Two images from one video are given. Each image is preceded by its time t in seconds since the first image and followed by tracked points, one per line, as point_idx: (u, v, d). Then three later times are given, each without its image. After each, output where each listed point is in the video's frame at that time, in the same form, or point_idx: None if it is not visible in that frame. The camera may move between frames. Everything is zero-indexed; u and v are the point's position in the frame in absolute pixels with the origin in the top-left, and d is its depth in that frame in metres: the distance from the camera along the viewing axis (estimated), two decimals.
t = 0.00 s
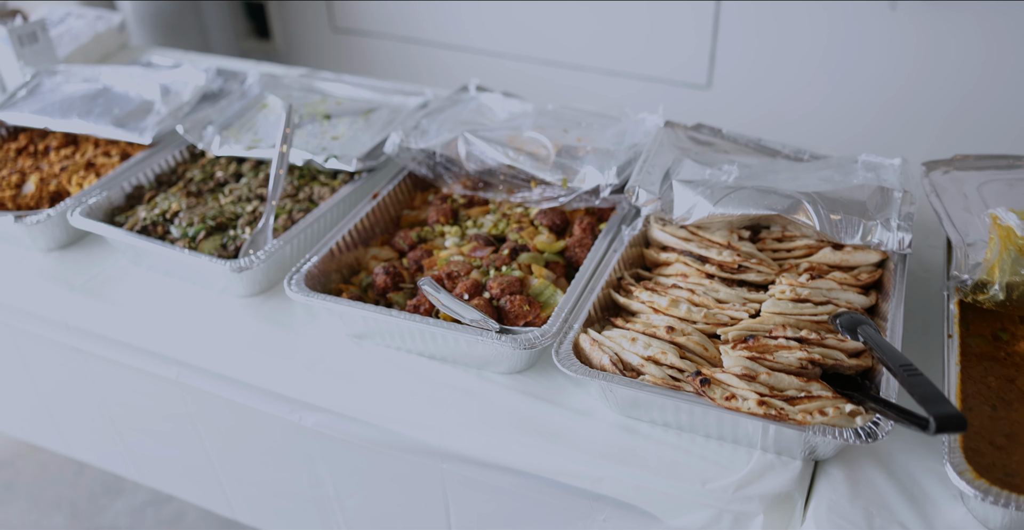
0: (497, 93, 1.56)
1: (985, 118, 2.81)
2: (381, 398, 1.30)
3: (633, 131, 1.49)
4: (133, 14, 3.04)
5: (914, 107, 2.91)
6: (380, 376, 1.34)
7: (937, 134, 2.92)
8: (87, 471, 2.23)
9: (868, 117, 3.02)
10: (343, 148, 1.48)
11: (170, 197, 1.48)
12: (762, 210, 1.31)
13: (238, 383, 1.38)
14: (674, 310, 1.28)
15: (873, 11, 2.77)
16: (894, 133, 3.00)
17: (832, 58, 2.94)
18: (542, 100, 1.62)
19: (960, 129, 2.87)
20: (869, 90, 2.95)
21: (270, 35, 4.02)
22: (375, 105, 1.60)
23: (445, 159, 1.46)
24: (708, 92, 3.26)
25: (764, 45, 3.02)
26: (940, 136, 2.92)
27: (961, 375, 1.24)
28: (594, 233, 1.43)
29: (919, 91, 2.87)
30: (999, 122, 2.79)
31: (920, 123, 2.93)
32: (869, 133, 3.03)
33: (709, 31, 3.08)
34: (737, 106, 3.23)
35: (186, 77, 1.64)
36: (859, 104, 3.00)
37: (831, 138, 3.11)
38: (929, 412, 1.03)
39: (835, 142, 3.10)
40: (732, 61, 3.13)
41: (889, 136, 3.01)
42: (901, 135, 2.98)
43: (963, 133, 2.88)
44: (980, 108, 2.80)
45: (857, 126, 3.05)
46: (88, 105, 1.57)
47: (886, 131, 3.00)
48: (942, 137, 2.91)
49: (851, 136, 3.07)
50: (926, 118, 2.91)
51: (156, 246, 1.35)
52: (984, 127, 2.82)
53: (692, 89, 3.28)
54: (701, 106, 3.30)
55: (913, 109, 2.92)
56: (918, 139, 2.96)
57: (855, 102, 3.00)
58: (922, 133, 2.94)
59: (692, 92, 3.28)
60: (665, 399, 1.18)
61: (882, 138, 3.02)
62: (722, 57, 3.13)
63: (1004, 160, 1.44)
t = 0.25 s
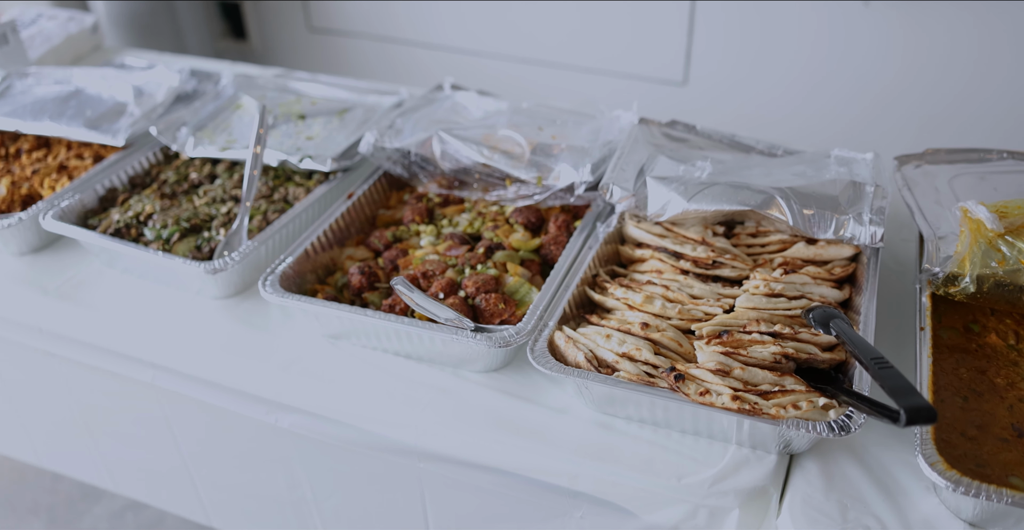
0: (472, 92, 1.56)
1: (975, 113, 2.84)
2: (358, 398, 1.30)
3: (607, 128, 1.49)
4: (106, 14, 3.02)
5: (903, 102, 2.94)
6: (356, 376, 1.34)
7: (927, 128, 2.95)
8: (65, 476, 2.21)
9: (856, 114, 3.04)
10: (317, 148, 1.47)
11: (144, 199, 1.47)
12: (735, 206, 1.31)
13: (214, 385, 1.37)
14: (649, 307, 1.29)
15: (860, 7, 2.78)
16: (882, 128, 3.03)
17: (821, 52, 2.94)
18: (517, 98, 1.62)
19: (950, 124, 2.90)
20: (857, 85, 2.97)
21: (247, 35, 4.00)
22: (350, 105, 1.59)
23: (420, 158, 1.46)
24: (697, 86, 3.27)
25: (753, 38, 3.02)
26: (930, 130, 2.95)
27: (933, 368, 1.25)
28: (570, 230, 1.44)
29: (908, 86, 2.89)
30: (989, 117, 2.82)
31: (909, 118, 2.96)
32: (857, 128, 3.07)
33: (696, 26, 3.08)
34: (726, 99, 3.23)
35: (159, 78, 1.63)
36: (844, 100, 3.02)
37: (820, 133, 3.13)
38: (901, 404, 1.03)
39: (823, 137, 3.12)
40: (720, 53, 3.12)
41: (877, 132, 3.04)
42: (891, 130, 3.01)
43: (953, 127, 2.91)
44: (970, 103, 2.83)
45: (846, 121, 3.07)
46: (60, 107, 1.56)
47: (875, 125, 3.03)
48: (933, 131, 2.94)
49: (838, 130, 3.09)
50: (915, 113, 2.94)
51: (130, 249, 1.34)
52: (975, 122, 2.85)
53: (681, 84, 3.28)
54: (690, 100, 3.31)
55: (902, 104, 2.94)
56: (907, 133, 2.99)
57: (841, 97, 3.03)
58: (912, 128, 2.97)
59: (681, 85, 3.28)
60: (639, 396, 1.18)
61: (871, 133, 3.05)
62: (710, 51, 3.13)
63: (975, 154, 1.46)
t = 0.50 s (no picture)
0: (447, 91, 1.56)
1: (967, 109, 2.87)
2: (334, 398, 1.30)
3: (583, 126, 1.50)
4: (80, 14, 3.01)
5: (893, 98, 2.96)
6: (333, 376, 1.33)
7: (917, 123, 2.98)
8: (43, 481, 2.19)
9: (845, 104, 3.06)
10: (292, 148, 1.47)
11: (118, 201, 1.46)
12: (709, 202, 1.32)
13: (189, 388, 1.36)
14: (624, 304, 1.29)
15: (847, 4, 2.81)
16: (872, 122, 3.05)
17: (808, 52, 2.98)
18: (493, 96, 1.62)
19: (941, 120, 2.93)
20: (845, 81, 2.99)
21: (224, 35, 3.99)
22: (325, 105, 1.59)
23: (396, 158, 1.46)
24: (682, 85, 3.29)
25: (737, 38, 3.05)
26: (921, 126, 2.98)
27: (906, 361, 1.26)
28: (546, 228, 1.44)
29: (899, 83, 2.92)
30: (980, 113, 2.85)
31: (898, 113, 2.99)
32: (845, 122, 3.09)
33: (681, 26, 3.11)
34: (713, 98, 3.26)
35: (133, 79, 1.63)
36: (830, 95, 3.05)
37: (809, 127, 3.15)
38: (872, 398, 1.04)
39: (812, 131, 3.15)
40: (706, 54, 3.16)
41: (868, 123, 3.06)
42: (881, 123, 3.04)
43: (944, 123, 2.94)
44: (961, 99, 2.86)
45: (834, 113, 3.10)
46: (32, 109, 1.54)
47: (865, 119, 3.06)
48: (924, 127, 2.97)
49: (826, 124, 3.13)
50: (904, 109, 2.97)
51: (104, 252, 1.33)
52: (966, 118, 2.88)
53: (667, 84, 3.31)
54: (676, 99, 3.34)
55: (892, 99, 2.97)
56: (897, 129, 3.02)
57: (827, 94, 3.06)
58: (901, 123, 3.00)
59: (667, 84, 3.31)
60: (614, 392, 1.18)
61: (861, 127, 3.08)
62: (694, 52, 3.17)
63: (947, 149, 1.46)
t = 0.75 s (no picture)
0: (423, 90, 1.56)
1: (959, 102, 2.86)
2: (312, 400, 1.29)
3: (560, 124, 1.50)
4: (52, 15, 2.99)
5: (883, 92, 2.96)
6: (311, 378, 1.33)
7: (910, 117, 2.97)
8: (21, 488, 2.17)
9: (830, 99, 3.05)
10: (268, 149, 1.46)
11: (92, 204, 1.45)
12: (684, 199, 1.32)
13: (166, 392, 1.35)
14: (601, 302, 1.28)
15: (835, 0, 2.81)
16: (860, 116, 3.05)
17: (800, 41, 2.95)
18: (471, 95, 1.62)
19: (932, 115, 2.93)
20: (832, 76, 2.99)
21: (200, 36, 3.97)
22: (302, 106, 1.59)
23: (373, 158, 1.45)
24: (666, 79, 3.28)
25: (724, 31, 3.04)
26: (913, 120, 2.97)
27: (882, 355, 1.27)
28: (523, 227, 1.45)
29: (890, 77, 2.91)
30: (973, 106, 2.84)
31: (889, 107, 2.98)
32: (834, 117, 3.09)
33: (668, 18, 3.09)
34: (698, 93, 3.26)
35: (108, 81, 1.62)
36: (812, 92, 3.05)
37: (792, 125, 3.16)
38: (846, 392, 1.05)
39: (794, 128, 3.16)
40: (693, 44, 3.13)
41: (855, 119, 3.06)
42: (871, 117, 3.03)
43: (936, 116, 2.93)
44: (953, 92, 2.85)
45: (815, 110, 3.10)
46: (5, 113, 1.53)
47: (852, 115, 3.06)
48: (916, 120, 2.96)
49: (809, 121, 3.13)
50: (896, 102, 2.96)
51: (79, 256, 1.31)
52: (959, 111, 2.87)
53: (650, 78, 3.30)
54: (660, 93, 3.33)
55: (882, 94, 2.96)
56: (888, 123, 3.01)
57: (813, 91, 3.06)
58: (891, 117, 3.00)
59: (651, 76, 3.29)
60: (591, 391, 1.18)
61: (849, 123, 3.08)
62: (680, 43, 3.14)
63: (921, 143, 1.48)
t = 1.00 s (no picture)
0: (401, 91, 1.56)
1: (948, 99, 2.95)
2: (290, 402, 1.29)
3: (537, 123, 1.50)
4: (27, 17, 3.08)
5: (865, 92, 3.06)
6: (288, 380, 1.32)
7: (900, 114, 3.05)
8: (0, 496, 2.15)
9: (819, 97, 3.13)
10: (245, 151, 1.46)
11: (68, 208, 1.44)
12: (661, 197, 1.32)
13: (145, 396, 1.36)
14: (579, 300, 1.29)
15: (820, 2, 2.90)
16: (849, 111, 3.13)
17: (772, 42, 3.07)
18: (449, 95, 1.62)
19: (912, 113, 3.03)
20: (822, 72, 3.07)
21: (178, 38, 4.02)
22: (279, 107, 1.59)
23: (350, 159, 1.45)
24: (652, 79, 3.36)
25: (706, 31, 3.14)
26: (903, 116, 3.05)
27: (858, 349, 1.27)
28: (501, 226, 1.45)
29: (880, 74, 2.99)
30: (956, 101, 2.93)
31: (877, 103, 3.06)
32: (823, 113, 3.17)
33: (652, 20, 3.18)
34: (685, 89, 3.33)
35: (83, 85, 1.61)
36: (795, 89, 3.15)
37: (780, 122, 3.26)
38: (821, 387, 1.05)
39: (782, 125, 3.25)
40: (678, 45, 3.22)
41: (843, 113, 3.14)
42: (861, 112, 3.11)
43: (920, 112, 3.02)
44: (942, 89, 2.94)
45: (800, 108, 3.19)
46: None
47: (840, 111, 3.14)
48: (906, 116, 3.05)
49: (794, 119, 3.24)
50: (886, 99, 3.04)
51: (55, 261, 1.30)
52: (948, 107, 2.96)
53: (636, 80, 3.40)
54: (647, 93, 3.41)
55: (873, 90, 3.04)
56: (878, 119, 3.10)
57: (797, 91, 3.16)
58: (881, 113, 3.08)
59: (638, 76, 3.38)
60: (568, 389, 1.18)
61: (837, 117, 3.16)
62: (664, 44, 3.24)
63: (897, 138, 1.49)
